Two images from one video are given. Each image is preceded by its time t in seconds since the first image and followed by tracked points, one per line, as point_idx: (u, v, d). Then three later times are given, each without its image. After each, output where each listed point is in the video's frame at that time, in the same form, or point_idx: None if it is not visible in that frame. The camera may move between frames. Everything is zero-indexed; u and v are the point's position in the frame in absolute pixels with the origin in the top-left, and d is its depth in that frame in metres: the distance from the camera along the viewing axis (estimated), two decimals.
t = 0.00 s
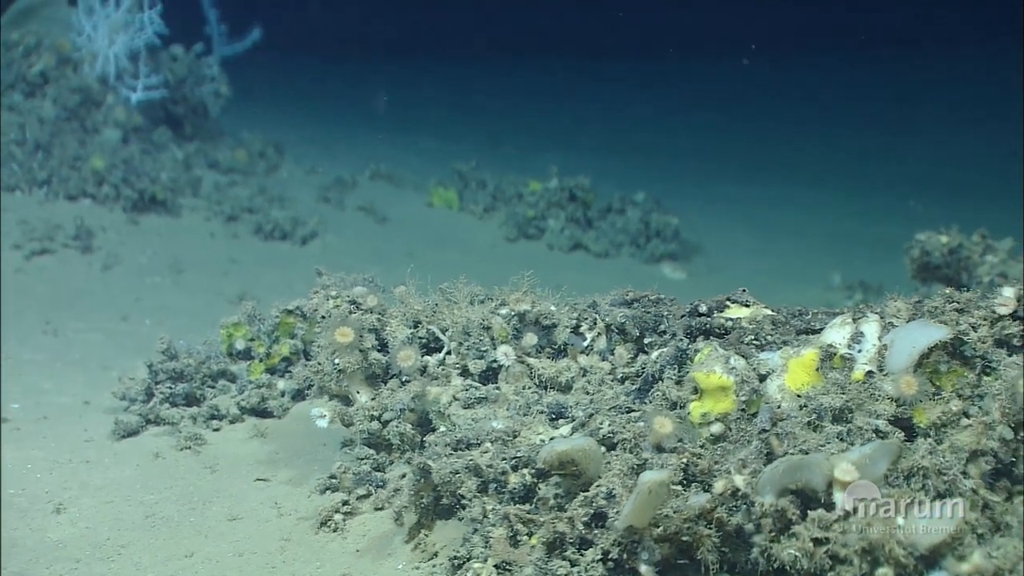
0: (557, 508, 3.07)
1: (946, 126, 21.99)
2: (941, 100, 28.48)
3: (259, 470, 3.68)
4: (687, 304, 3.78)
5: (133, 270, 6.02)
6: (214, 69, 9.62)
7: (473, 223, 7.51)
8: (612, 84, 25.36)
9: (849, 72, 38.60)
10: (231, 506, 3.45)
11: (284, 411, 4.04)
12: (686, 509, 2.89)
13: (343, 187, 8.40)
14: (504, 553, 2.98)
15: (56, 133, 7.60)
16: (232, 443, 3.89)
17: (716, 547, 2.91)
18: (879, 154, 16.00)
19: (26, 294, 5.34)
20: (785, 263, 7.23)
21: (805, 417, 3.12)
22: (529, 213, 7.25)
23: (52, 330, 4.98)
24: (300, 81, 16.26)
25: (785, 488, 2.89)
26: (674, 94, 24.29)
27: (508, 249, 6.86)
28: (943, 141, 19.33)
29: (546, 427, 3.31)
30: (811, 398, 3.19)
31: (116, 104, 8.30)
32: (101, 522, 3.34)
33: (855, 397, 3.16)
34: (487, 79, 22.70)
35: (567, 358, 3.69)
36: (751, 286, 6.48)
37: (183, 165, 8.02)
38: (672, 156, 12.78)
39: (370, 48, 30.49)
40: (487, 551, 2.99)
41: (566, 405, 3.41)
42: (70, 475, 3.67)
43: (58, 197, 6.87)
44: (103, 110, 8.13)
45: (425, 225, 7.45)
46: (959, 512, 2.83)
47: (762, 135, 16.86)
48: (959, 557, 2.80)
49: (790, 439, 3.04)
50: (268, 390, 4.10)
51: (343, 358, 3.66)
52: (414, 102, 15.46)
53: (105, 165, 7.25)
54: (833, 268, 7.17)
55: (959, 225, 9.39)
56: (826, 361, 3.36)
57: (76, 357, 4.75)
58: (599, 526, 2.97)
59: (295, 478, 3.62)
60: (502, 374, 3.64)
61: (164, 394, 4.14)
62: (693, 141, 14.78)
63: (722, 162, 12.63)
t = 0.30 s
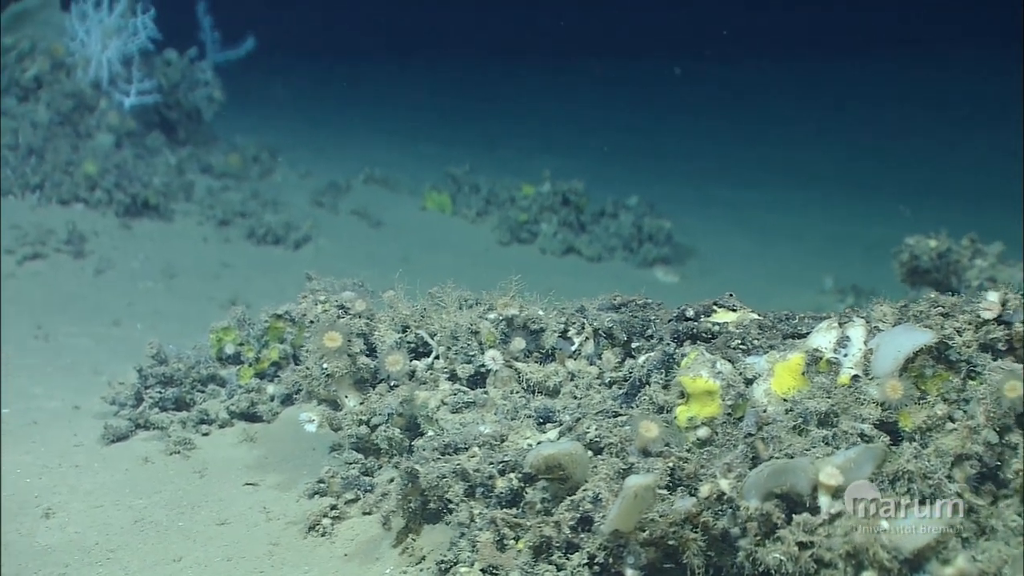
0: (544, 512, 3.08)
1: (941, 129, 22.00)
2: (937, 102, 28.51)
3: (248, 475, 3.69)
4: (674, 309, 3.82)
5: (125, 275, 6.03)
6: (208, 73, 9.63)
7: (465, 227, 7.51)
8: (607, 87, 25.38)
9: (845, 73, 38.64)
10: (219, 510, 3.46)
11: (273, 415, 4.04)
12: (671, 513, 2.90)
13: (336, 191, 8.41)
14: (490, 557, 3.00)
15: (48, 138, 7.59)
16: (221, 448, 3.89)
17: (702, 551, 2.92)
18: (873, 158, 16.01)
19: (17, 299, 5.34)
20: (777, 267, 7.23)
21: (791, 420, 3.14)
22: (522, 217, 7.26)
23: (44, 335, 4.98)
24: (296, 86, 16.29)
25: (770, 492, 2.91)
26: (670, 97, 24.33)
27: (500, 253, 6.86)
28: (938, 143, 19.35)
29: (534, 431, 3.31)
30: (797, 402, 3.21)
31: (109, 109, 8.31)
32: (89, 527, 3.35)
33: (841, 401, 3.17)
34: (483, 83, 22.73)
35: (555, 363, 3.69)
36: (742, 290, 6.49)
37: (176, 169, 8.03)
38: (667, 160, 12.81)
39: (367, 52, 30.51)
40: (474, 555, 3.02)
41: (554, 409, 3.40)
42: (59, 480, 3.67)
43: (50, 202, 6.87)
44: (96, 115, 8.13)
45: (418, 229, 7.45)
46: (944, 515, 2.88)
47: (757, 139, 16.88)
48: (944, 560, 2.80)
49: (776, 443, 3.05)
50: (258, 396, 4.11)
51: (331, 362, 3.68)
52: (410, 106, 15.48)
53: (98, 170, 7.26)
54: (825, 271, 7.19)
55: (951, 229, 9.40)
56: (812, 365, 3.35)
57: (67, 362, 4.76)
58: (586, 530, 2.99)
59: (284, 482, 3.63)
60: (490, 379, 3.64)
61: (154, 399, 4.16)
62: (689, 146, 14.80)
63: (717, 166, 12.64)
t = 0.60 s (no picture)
0: (530, 516, 3.08)
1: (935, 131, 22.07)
2: (932, 104, 28.59)
3: (237, 478, 3.69)
4: (661, 312, 3.82)
5: (117, 279, 6.03)
6: (201, 77, 9.64)
7: (458, 231, 7.53)
8: (603, 92, 25.45)
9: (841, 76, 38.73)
10: (207, 514, 3.46)
11: (262, 419, 4.04)
12: (657, 517, 2.90)
13: (329, 196, 8.43)
14: (477, 561, 3.01)
15: (41, 142, 7.60)
16: (210, 452, 3.90)
17: (687, 554, 2.95)
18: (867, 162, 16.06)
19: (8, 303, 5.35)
20: (769, 271, 7.25)
21: (777, 424, 3.14)
22: (515, 221, 7.28)
23: (34, 339, 4.98)
24: (292, 90, 16.31)
25: (754, 495, 2.92)
26: (665, 102, 24.41)
27: (492, 257, 6.88)
28: (932, 147, 19.40)
29: (521, 435, 3.32)
30: (783, 406, 3.21)
31: (103, 113, 8.31)
32: (78, 530, 3.35)
33: (826, 405, 3.17)
34: (478, 87, 22.79)
35: (542, 367, 3.70)
36: (733, 293, 6.52)
37: (168, 173, 8.03)
38: (661, 164, 12.85)
39: (363, 56, 30.55)
40: (460, 558, 3.04)
41: (541, 413, 3.42)
42: (48, 484, 3.68)
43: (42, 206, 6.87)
44: (89, 119, 8.14)
45: (411, 233, 7.47)
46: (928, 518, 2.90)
47: (751, 144, 16.94)
48: (927, 564, 2.83)
49: (761, 447, 3.05)
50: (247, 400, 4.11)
51: (319, 367, 3.68)
52: (405, 111, 15.51)
53: (91, 174, 7.26)
54: (816, 275, 7.22)
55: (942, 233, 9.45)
56: (797, 369, 3.35)
57: (57, 366, 4.76)
58: (571, 534, 3.00)
59: (272, 486, 3.63)
60: (477, 383, 3.66)
61: (143, 403, 4.16)
62: (683, 150, 14.84)
63: (711, 171, 12.68)
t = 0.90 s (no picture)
0: (516, 518, 3.10)
1: (930, 132, 22.11)
2: (928, 104, 28.64)
3: (225, 481, 3.70)
4: (647, 315, 3.84)
5: (109, 282, 6.03)
6: (195, 81, 9.65)
7: (450, 234, 7.54)
8: (599, 95, 25.51)
9: (838, 77, 38.81)
10: (195, 517, 3.47)
11: (251, 422, 4.06)
12: (641, 519, 2.92)
13: (322, 199, 8.44)
14: (462, 563, 3.03)
15: (34, 145, 7.60)
16: (198, 455, 3.90)
17: (672, 557, 2.95)
18: (861, 164, 16.10)
19: None
20: (760, 274, 7.27)
21: (761, 427, 3.15)
22: (507, 224, 7.30)
23: (25, 342, 4.98)
24: (287, 94, 16.34)
25: (738, 498, 2.96)
26: (660, 105, 24.46)
27: (484, 260, 6.89)
28: (927, 148, 19.44)
29: (507, 438, 3.33)
30: (767, 409, 3.22)
31: (96, 116, 8.32)
32: (66, 533, 3.35)
33: (810, 408, 3.20)
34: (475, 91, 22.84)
35: (529, 369, 3.71)
36: (723, 296, 6.54)
37: (162, 176, 8.04)
38: (655, 167, 12.88)
39: (360, 60, 30.59)
40: (446, 561, 3.05)
41: (528, 416, 3.44)
42: (37, 487, 3.68)
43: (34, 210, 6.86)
44: (82, 122, 8.15)
45: (404, 236, 7.48)
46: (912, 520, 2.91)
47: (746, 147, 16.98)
48: (910, 566, 2.84)
49: (745, 449, 3.06)
50: (236, 402, 4.12)
51: (306, 370, 3.69)
52: (401, 114, 15.54)
53: (83, 177, 7.26)
54: (807, 277, 7.23)
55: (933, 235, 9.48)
56: (782, 372, 3.36)
57: (47, 369, 4.76)
58: (557, 536, 3.00)
59: (260, 489, 3.64)
60: (464, 386, 3.65)
61: (132, 406, 4.17)
62: (678, 153, 14.88)
63: (705, 174, 12.70)
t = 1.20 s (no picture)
0: (502, 520, 3.11)
1: (925, 134, 22.11)
2: (924, 105, 28.66)
3: (213, 483, 3.70)
4: (633, 317, 3.85)
5: (101, 284, 6.04)
6: (188, 83, 9.66)
7: (443, 237, 7.55)
8: (595, 97, 25.54)
9: (835, 79, 38.89)
10: (183, 519, 3.47)
11: (240, 424, 4.06)
12: (626, 521, 2.93)
13: (315, 202, 8.46)
14: (449, 565, 3.05)
15: (26, 148, 7.60)
16: (186, 457, 3.91)
17: (657, 559, 2.97)
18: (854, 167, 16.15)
19: None
20: (753, 277, 7.28)
21: (746, 429, 3.17)
22: (500, 226, 7.30)
23: (16, 345, 4.98)
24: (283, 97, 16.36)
25: (723, 499, 2.96)
26: (656, 107, 24.51)
27: (477, 262, 6.90)
28: (922, 149, 19.48)
29: (494, 440, 3.34)
30: (752, 411, 3.24)
31: (89, 119, 8.32)
32: (55, 536, 3.35)
33: (795, 410, 3.20)
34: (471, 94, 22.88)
35: (516, 372, 3.73)
36: (714, 299, 6.56)
37: (154, 178, 8.04)
38: (650, 170, 12.91)
39: (357, 62, 30.61)
40: (432, 563, 3.08)
41: (515, 418, 3.44)
42: (25, 489, 3.68)
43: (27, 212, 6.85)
44: (75, 125, 8.15)
45: (397, 239, 7.49)
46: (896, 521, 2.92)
47: (741, 149, 17.02)
48: (893, 567, 2.85)
49: (731, 451, 3.08)
50: (225, 405, 4.13)
51: (294, 372, 3.71)
52: (396, 117, 15.56)
53: (75, 180, 7.26)
54: (799, 280, 7.25)
55: (925, 237, 9.51)
56: (767, 374, 3.37)
57: (38, 372, 4.77)
58: (542, 538, 3.02)
59: (248, 491, 3.64)
60: (451, 388, 3.66)
61: (121, 408, 4.17)
62: (673, 156, 14.91)
63: (699, 177, 12.72)
